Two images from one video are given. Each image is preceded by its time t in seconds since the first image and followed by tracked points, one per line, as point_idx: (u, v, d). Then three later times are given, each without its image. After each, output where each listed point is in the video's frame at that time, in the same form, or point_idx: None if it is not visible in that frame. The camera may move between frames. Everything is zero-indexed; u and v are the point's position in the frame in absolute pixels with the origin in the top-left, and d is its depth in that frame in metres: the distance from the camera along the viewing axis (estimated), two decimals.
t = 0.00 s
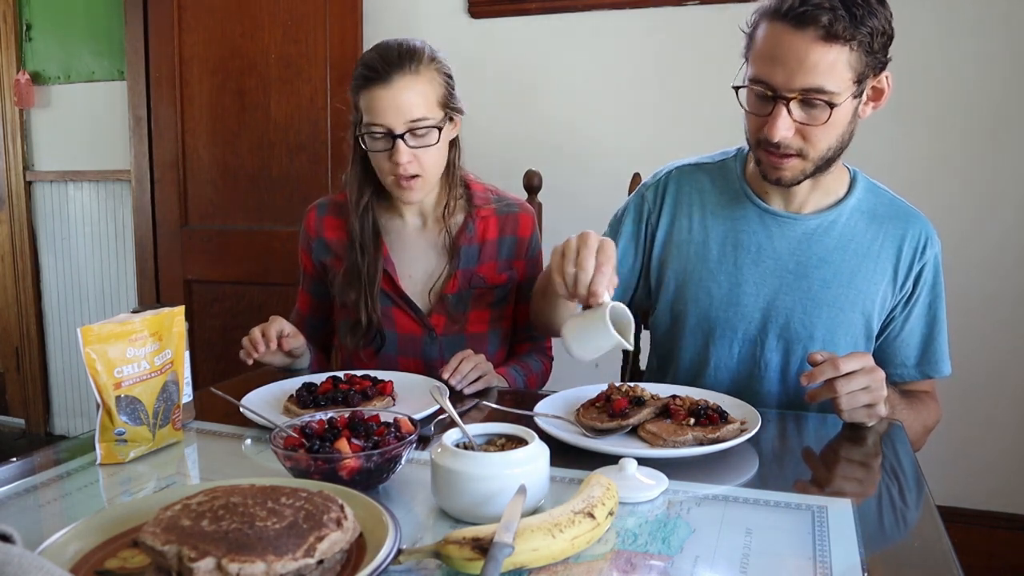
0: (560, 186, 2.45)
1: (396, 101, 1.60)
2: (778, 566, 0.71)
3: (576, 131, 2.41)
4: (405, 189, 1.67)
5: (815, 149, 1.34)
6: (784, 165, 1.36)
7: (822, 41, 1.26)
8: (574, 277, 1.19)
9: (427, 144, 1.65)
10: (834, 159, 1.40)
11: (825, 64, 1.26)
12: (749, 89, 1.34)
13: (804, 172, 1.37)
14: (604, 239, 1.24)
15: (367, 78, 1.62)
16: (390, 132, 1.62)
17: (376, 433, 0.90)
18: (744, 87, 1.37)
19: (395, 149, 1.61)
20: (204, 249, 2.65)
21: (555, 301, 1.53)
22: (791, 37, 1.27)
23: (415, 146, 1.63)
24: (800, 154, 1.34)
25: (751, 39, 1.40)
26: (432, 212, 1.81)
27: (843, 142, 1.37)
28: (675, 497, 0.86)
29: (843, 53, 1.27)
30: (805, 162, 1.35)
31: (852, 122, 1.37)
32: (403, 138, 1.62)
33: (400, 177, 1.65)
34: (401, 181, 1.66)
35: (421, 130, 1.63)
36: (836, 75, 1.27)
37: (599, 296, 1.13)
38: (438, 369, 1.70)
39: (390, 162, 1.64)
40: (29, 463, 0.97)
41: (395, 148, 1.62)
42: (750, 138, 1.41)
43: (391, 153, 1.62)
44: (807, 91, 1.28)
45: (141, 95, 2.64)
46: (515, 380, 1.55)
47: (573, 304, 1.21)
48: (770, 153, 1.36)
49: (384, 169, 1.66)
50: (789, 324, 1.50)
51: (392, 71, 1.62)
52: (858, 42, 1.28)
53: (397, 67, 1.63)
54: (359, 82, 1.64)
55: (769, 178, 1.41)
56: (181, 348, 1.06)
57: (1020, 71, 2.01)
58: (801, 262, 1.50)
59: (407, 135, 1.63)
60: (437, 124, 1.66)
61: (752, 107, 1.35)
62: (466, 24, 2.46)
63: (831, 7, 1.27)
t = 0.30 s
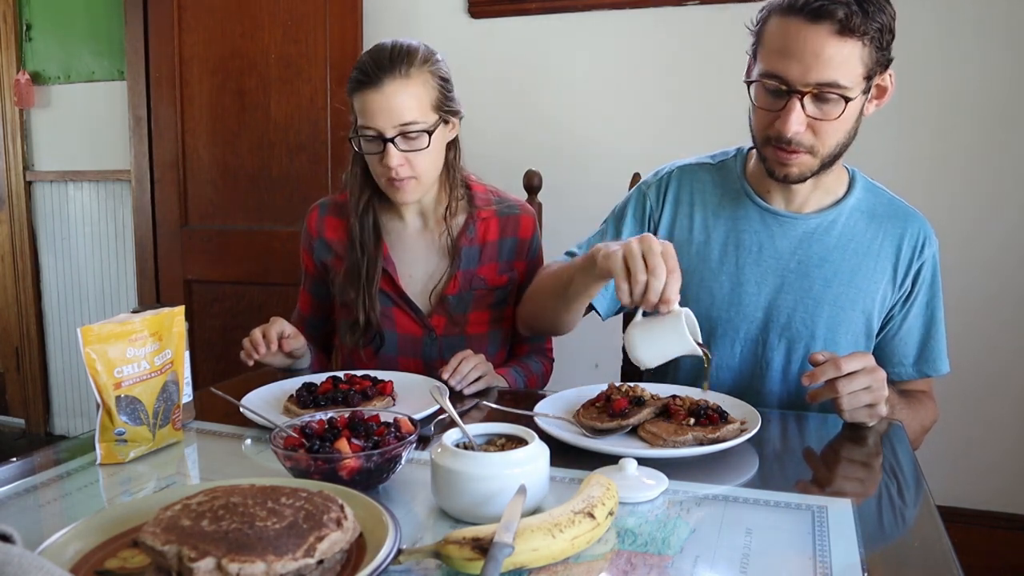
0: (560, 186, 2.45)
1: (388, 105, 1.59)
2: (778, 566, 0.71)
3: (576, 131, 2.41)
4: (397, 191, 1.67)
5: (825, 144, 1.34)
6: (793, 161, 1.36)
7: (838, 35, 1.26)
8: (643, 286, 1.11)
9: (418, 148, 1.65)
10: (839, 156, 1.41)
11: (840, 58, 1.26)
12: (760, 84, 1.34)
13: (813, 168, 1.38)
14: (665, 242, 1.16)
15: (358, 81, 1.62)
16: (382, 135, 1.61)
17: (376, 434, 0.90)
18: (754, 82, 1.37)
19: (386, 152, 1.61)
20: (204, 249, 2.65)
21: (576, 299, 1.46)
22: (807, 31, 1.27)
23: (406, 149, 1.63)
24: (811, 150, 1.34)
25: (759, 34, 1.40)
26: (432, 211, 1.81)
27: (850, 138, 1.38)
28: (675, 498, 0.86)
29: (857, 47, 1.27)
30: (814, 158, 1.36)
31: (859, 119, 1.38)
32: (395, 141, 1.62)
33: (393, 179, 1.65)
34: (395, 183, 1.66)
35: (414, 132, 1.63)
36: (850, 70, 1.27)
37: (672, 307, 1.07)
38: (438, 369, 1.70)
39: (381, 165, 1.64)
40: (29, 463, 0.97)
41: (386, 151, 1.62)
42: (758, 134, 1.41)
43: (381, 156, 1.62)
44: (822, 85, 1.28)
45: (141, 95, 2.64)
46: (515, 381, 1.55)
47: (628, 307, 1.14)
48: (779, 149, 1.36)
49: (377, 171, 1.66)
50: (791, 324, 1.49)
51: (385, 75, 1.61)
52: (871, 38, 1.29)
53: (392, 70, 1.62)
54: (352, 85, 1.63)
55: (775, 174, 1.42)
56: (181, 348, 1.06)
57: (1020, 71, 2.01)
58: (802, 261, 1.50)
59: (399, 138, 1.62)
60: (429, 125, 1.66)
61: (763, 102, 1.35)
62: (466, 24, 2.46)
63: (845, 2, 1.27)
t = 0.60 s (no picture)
0: (560, 186, 2.45)
1: (414, 102, 1.61)
2: (778, 566, 0.71)
3: (576, 131, 2.41)
4: (428, 189, 1.67)
5: (829, 144, 1.34)
6: (797, 160, 1.36)
7: (843, 36, 1.26)
8: (651, 290, 1.10)
9: (446, 141, 1.66)
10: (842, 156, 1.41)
11: (845, 59, 1.26)
12: (764, 84, 1.34)
13: (816, 167, 1.38)
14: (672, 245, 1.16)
15: (375, 83, 1.62)
16: (412, 134, 1.62)
17: (377, 434, 0.90)
18: (757, 82, 1.37)
19: (419, 150, 1.62)
20: (204, 249, 2.65)
21: (580, 302, 1.46)
22: (812, 32, 1.26)
23: (438, 144, 1.64)
24: (814, 150, 1.35)
25: (763, 34, 1.40)
26: (434, 211, 1.81)
27: (854, 138, 1.38)
28: (675, 497, 0.86)
29: (862, 48, 1.27)
30: (818, 157, 1.36)
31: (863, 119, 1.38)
32: (425, 138, 1.62)
33: (422, 176, 1.65)
34: (425, 179, 1.65)
35: (441, 125, 1.64)
36: (854, 70, 1.27)
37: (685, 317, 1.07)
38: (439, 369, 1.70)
39: (412, 164, 1.64)
40: (29, 463, 0.97)
41: (417, 149, 1.62)
42: (761, 133, 1.41)
43: (414, 155, 1.62)
44: (826, 86, 1.28)
45: (141, 95, 2.64)
46: (515, 380, 1.55)
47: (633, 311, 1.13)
48: (783, 148, 1.36)
49: (403, 171, 1.65)
50: (793, 323, 1.49)
51: (404, 74, 1.62)
52: (876, 39, 1.29)
53: (410, 69, 1.63)
54: (370, 88, 1.64)
55: (779, 174, 1.42)
56: (181, 348, 1.06)
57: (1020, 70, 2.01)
58: (804, 260, 1.50)
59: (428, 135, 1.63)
60: (452, 118, 1.68)
61: (767, 101, 1.35)
62: (466, 24, 2.46)
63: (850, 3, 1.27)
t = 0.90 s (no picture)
0: (559, 186, 2.45)
1: (421, 99, 1.62)
2: (778, 566, 0.71)
3: (576, 131, 2.41)
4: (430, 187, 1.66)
5: (829, 145, 1.34)
6: (797, 160, 1.36)
7: (843, 38, 1.26)
8: (641, 294, 1.10)
9: (450, 140, 1.67)
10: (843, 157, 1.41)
11: (844, 61, 1.26)
12: (764, 85, 1.34)
13: (816, 168, 1.38)
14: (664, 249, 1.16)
15: (379, 80, 1.63)
16: (417, 131, 1.62)
17: (377, 434, 0.90)
18: (758, 83, 1.37)
19: (424, 146, 1.62)
20: (204, 249, 2.65)
21: (572, 302, 1.47)
22: (812, 33, 1.27)
23: (442, 142, 1.64)
24: (814, 151, 1.35)
25: (763, 35, 1.39)
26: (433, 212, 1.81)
27: (854, 139, 1.38)
28: (675, 497, 0.86)
29: (862, 50, 1.27)
30: (818, 158, 1.36)
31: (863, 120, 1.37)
32: (430, 135, 1.63)
33: (424, 175, 1.64)
34: (428, 177, 1.65)
35: (444, 123, 1.65)
36: (854, 72, 1.27)
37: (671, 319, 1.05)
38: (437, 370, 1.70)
39: (416, 161, 1.63)
40: (29, 463, 0.97)
41: (422, 146, 1.62)
42: (761, 134, 1.41)
43: (419, 151, 1.62)
44: (827, 87, 1.28)
45: (141, 94, 2.64)
46: (515, 380, 1.55)
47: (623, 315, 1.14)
48: (782, 149, 1.36)
49: (406, 170, 1.64)
50: (793, 323, 1.49)
51: (410, 72, 1.63)
52: (876, 40, 1.28)
53: (417, 67, 1.64)
54: (375, 84, 1.64)
55: (779, 174, 1.42)
56: (181, 348, 1.06)
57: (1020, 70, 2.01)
58: (804, 260, 1.50)
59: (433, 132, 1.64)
60: (455, 116, 1.68)
61: (767, 102, 1.35)
62: (465, 24, 2.46)
63: (851, 4, 1.27)
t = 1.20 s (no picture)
0: (559, 186, 2.45)
1: (454, 87, 1.64)
2: (778, 566, 0.71)
3: (576, 131, 2.41)
4: (429, 175, 1.67)
5: (826, 144, 1.34)
6: (794, 160, 1.36)
7: (838, 39, 1.26)
8: (619, 290, 1.12)
9: (465, 136, 1.69)
10: (841, 156, 1.41)
11: (840, 62, 1.26)
12: (761, 86, 1.34)
13: (813, 168, 1.38)
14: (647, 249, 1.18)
15: (419, 56, 1.65)
16: (438, 112, 1.64)
17: (376, 434, 0.90)
18: (755, 84, 1.37)
19: (440, 130, 1.63)
20: (204, 249, 2.65)
21: (567, 303, 1.48)
22: (807, 35, 1.27)
23: (457, 134, 1.66)
24: (811, 150, 1.34)
25: (759, 35, 1.39)
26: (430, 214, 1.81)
27: (851, 138, 1.38)
28: (675, 498, 0.86)
29: (858, 51, 1.27)
30: (815, 157, 1.36)
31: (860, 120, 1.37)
32: (448, 122, 1.64)
33: (427, 160, 1.65)
34: (428, 165, 1.65)
35: (464, 120, 1.67)
36: (850, 73, 1.28)
37: (648, 315, 1.07)
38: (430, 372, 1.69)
39: (427, 143, 1.64)
40: (29, 463, 0.97)
41: (438, 129, 1.64)
42: (759, 134, 1.41)
43: (433, 133, 1.64)
44: (823, 88, 1.28)
45: (141, 94, 2.64)
46: (517, 371, 1.58)
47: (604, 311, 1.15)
48: (779, 148, 1.36)
49: (411, 149, 1.65)
50: (792, 323, 1.49)
51: (452, 58, 1.66)
52: (872, 41, 1.28)
53: (460, 58, 1.68)
54: (413, 58, 1.65)
55: (776, 174, 1.41)
56: (181, 348, 1.06)
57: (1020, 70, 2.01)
58: (803, 260, 1.50)
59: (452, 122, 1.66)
60: (475, 120, 1.71)
61: (764, 103, 1.35)
62: (465, 24, 2.46)
63: (846, 5, 1.27)
